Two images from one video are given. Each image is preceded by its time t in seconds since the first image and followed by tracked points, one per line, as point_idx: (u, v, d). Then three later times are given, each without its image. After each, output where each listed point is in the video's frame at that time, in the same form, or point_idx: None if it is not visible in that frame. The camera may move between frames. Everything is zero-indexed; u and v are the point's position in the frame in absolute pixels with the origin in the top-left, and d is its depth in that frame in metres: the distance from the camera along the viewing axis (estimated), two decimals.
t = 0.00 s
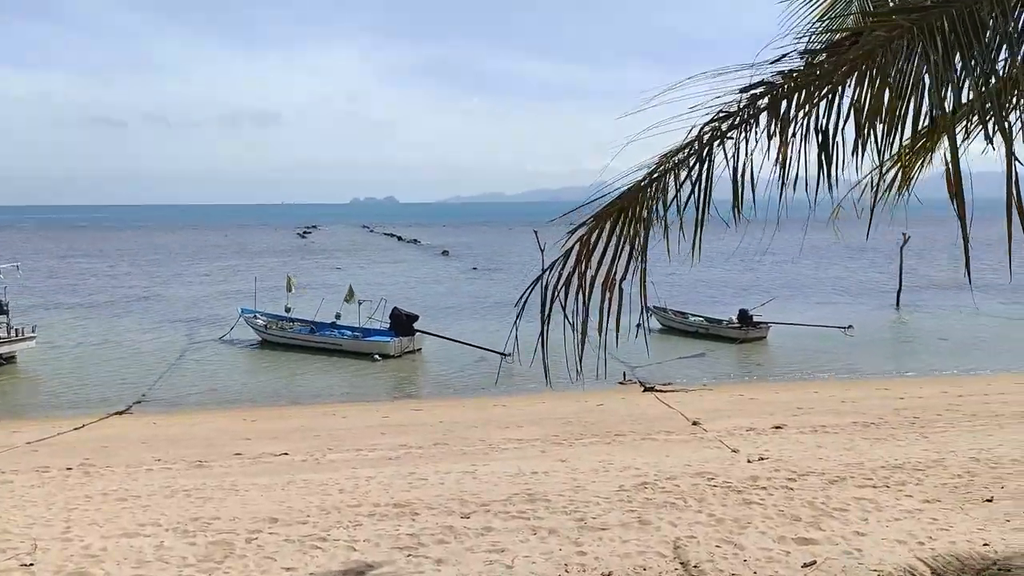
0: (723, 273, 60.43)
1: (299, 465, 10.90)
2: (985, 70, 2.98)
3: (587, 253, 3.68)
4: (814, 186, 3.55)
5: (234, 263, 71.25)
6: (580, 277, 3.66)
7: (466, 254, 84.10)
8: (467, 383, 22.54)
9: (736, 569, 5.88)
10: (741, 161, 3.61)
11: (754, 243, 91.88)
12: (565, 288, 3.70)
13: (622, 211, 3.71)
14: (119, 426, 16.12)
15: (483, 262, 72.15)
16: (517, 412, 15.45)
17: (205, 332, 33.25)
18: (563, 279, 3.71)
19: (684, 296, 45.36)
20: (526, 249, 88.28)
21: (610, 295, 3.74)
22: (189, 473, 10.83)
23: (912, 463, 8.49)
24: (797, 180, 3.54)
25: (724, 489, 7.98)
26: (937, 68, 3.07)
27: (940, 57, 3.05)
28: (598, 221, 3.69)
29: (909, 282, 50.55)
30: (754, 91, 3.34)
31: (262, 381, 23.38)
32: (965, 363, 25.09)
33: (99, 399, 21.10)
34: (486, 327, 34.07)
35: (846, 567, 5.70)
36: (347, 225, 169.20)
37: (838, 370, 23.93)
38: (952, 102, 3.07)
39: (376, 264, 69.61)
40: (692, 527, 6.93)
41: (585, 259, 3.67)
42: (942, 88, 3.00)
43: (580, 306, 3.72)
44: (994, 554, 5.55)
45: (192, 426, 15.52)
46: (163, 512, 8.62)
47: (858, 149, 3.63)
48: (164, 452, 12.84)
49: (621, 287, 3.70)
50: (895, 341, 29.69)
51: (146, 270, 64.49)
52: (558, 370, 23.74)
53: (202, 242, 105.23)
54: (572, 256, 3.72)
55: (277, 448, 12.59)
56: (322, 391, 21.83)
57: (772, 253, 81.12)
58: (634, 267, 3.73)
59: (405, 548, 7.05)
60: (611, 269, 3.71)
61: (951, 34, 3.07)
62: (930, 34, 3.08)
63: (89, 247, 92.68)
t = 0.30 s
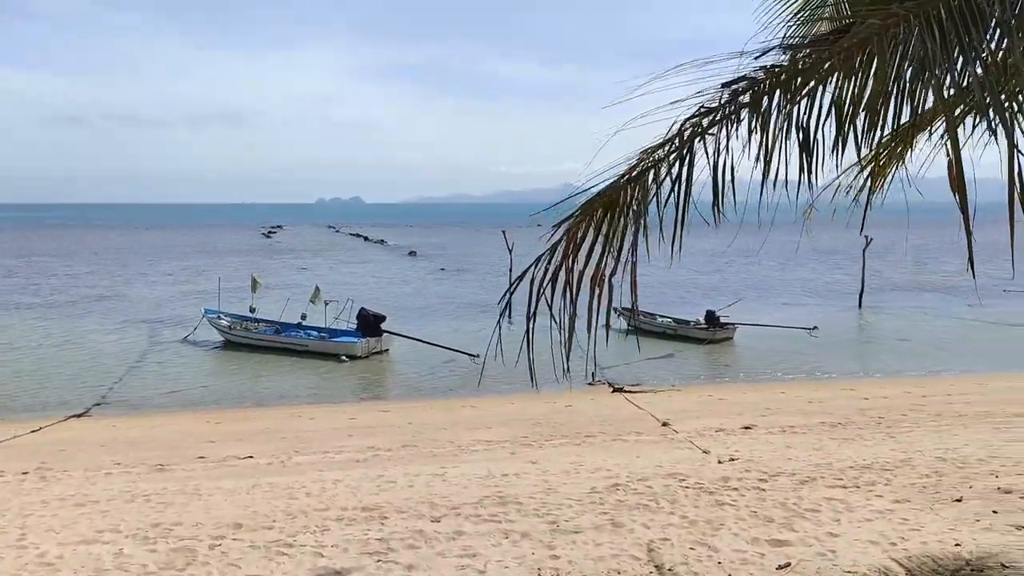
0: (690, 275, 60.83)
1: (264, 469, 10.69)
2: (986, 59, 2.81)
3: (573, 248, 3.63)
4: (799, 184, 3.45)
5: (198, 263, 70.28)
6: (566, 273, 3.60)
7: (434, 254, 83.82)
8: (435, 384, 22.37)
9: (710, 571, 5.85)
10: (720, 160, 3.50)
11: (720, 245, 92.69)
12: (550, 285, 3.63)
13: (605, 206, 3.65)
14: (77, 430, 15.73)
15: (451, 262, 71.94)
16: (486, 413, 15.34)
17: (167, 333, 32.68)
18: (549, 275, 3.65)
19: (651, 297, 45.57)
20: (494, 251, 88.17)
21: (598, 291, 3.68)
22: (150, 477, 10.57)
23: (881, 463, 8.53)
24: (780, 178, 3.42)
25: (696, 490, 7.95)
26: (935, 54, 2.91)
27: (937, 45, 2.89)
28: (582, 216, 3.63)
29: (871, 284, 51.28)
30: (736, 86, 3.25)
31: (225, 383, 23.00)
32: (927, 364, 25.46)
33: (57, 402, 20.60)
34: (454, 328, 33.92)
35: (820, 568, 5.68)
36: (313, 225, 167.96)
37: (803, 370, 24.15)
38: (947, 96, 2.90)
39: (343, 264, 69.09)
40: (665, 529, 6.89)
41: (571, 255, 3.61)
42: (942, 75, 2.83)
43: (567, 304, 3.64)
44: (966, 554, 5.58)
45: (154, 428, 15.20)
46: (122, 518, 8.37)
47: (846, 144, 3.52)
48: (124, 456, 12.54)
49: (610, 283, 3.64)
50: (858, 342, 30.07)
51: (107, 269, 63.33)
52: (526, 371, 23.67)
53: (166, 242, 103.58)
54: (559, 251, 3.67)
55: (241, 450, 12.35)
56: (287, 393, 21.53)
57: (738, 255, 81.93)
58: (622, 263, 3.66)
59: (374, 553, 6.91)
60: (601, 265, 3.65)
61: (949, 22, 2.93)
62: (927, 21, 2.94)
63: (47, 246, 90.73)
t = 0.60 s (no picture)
0: (648, 272, 61.26)
1: (221, 474, 10.43)
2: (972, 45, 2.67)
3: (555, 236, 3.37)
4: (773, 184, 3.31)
5: (152, 264, 68.98)
6: (545, 270, 3.35)
7: (393, 254, 83.26)
8: (396, 385, 22.16)
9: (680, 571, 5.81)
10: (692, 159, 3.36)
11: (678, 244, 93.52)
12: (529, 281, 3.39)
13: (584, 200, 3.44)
14: (24, 436, 15.24)
15: (411, 262, 71.59)
16: (449, 414, 15.21)
17: (119, 335, 31.92)
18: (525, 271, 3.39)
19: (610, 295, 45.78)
20: (454, 250, 87.85)
21: (581, 286, 3.44)
22: (102, 484, 10.25)
23: (843, 458, 8.60)
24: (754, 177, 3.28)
25: (662, 489, 7.93)
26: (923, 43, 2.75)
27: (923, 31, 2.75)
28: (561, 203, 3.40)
29: (825, 280, 52.15)
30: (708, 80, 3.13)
31: (180, 386, 22.51)
32: (881, 359, 25.92)
33: (4, 407, 19.96)
34: (414, 327, 33.68)
35: (788, 565, 5.68)
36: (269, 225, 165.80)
37: (762, 367, 24.41)
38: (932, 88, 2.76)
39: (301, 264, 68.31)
40: (633, 529, 6.84)
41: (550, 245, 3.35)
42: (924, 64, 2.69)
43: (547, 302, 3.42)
44: (931, 549, 5.63)
45: (106, 434, 14.78)
46: (73, 528, 8.09)
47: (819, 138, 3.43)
48: (75, 462, 12.16)
49: (592, 278, 3.40)
50: (814, 337, 30.51)
51: (55, 271, 61.70)
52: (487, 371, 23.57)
53: (117, 242, 101.33)
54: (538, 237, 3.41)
55: (197, 455, 12.06)
56: (244, 395, 21.14)
57: (695, 253, 82.79)
58: (606, 254, 3.34)
59: (337, 559, 6.75)
60: (584, 258, 3.39)
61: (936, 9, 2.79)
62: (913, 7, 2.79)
63: None
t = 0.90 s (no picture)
0: (615, 275, 61.56)
1: (186, 480, 10.20)
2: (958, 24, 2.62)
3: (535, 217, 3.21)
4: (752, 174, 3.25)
5: (114, 269, 67.91)
6: (524, 251, 3.19)
7: (360, 258, 82.75)
8: (364, 388, 21.96)
9: (655, 570, 5.75)
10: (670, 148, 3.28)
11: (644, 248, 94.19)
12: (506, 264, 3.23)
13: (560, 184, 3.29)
14: None
15: (379, 266, 71.24)
16: (418, 417, 15.09)
17: (79, 342, 31.28)
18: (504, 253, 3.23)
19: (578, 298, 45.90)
20: (421, 254, 87.60)
21: (561, 269, 3.31)
22: (61, 492, 9.97)
23: (813, 455, 8.63)
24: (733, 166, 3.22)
25: (635, 488, 7.89)
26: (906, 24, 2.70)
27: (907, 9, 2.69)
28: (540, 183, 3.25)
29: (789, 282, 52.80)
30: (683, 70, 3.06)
31: (142, 393, 22.08)
32: (846, 358, 26.27)
33: None
34: (382, 331, 33.44)
35: (763, 562, 5.65)
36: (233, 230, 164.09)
37: (729, 367, 24.60)
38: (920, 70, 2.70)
39: (266, 269, 67.61)
40: (607, 528, 6.79)
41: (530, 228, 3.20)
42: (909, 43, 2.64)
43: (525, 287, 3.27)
44: (903, 543, 5.65)
45: (65, 442, 14.42)
46: (30, 538, 7.84)
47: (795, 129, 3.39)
48: (32, 471, 11.84)
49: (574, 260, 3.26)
50: (779, 338, 30.83)
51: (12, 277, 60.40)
52: (457, 374, 23.46)
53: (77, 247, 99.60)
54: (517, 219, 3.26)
55: (160, 462, 11.80)
56: (208, 401, 20.80)
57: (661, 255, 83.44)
58: (587, 237, 3.20)
59: (305, 564, 6.62)
60: (565, 240, 3.25)
61: None
62: None
63: None
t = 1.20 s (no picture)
0: (595, 269, 61.60)
1: (159, 477, 10.01)
2: None
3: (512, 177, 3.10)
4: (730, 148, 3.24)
5: (88, 268, 67.08)
6: (500, 212, 3.07)
7: (339, 255, 82.33)
8: (344, 384, 21.76)
9: (638, 558, 5.67)
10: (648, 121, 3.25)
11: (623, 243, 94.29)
12: (478, 226, 3.13)
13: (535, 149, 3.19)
14: None
15: (358, 263, 70.81)
16: (397, 411, 14.95)
17: (51, 341, 30.81)
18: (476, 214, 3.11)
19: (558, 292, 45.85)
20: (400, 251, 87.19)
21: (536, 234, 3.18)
22: (30, 491, 9.75)
23: (794, 443, 8.60)
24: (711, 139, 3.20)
25: (617, 478, 7.82)
26: None
27: None
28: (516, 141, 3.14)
29: (768, 275, 53.07)
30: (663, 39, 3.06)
31: (116, 391, 21.77)
32: (824, 349, 26.43)
33: None
34: (361, 327, 33.23)
35: (746, 549, 5.58)
36: (210, 228, 162.71)
37: (708, 358, 24.66)
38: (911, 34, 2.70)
39: (244, 266, 67.04)
40: (588, 518, 6.70)
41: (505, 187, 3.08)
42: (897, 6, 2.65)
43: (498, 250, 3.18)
44: (886, 529, 5.60)
45: (35, 440, 14.15)
46: None
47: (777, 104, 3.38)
48: None
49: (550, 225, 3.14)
50: (759, 329, 30.94)
51: None
52: (437, 369, 23.32)
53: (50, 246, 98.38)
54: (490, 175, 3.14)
55: (133, 459, 11.60)
56: (184, 398, 20.54)
57: (641, 250, 83.57)
58: (566, 202, 3.11)
59: (280, 559, 6.47)
60: (539, 204, 3.14)
61: None
62: None
63: None
